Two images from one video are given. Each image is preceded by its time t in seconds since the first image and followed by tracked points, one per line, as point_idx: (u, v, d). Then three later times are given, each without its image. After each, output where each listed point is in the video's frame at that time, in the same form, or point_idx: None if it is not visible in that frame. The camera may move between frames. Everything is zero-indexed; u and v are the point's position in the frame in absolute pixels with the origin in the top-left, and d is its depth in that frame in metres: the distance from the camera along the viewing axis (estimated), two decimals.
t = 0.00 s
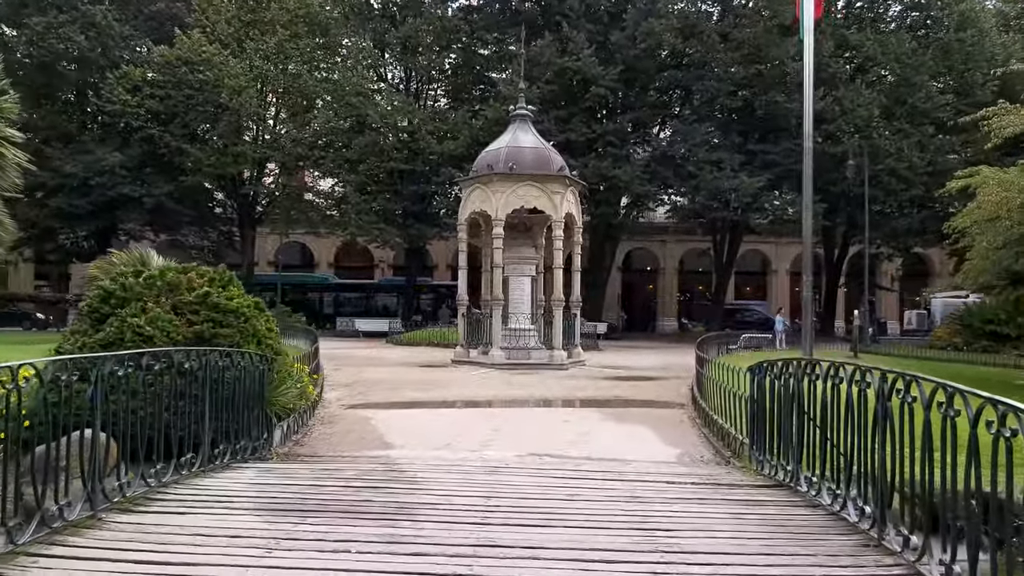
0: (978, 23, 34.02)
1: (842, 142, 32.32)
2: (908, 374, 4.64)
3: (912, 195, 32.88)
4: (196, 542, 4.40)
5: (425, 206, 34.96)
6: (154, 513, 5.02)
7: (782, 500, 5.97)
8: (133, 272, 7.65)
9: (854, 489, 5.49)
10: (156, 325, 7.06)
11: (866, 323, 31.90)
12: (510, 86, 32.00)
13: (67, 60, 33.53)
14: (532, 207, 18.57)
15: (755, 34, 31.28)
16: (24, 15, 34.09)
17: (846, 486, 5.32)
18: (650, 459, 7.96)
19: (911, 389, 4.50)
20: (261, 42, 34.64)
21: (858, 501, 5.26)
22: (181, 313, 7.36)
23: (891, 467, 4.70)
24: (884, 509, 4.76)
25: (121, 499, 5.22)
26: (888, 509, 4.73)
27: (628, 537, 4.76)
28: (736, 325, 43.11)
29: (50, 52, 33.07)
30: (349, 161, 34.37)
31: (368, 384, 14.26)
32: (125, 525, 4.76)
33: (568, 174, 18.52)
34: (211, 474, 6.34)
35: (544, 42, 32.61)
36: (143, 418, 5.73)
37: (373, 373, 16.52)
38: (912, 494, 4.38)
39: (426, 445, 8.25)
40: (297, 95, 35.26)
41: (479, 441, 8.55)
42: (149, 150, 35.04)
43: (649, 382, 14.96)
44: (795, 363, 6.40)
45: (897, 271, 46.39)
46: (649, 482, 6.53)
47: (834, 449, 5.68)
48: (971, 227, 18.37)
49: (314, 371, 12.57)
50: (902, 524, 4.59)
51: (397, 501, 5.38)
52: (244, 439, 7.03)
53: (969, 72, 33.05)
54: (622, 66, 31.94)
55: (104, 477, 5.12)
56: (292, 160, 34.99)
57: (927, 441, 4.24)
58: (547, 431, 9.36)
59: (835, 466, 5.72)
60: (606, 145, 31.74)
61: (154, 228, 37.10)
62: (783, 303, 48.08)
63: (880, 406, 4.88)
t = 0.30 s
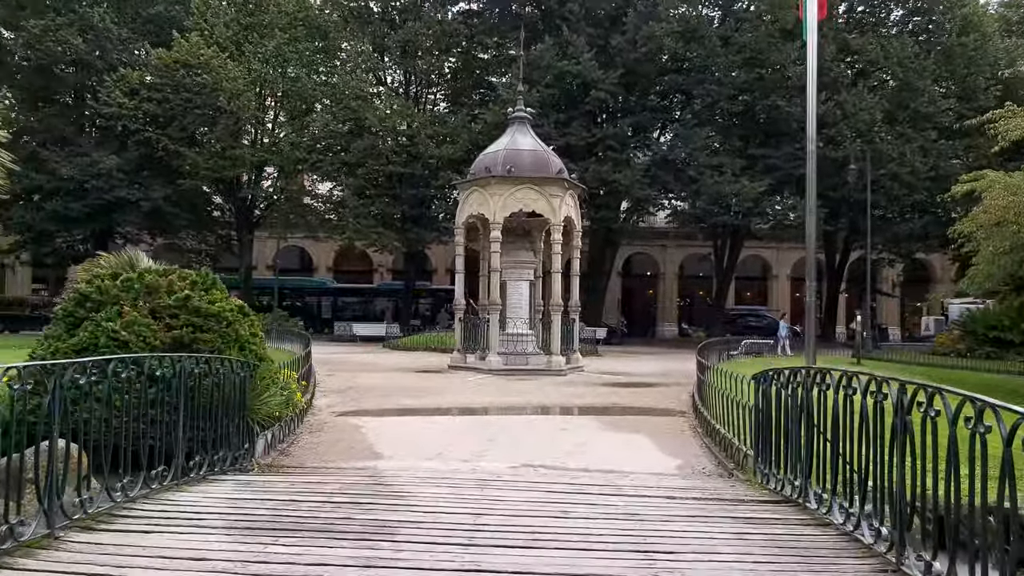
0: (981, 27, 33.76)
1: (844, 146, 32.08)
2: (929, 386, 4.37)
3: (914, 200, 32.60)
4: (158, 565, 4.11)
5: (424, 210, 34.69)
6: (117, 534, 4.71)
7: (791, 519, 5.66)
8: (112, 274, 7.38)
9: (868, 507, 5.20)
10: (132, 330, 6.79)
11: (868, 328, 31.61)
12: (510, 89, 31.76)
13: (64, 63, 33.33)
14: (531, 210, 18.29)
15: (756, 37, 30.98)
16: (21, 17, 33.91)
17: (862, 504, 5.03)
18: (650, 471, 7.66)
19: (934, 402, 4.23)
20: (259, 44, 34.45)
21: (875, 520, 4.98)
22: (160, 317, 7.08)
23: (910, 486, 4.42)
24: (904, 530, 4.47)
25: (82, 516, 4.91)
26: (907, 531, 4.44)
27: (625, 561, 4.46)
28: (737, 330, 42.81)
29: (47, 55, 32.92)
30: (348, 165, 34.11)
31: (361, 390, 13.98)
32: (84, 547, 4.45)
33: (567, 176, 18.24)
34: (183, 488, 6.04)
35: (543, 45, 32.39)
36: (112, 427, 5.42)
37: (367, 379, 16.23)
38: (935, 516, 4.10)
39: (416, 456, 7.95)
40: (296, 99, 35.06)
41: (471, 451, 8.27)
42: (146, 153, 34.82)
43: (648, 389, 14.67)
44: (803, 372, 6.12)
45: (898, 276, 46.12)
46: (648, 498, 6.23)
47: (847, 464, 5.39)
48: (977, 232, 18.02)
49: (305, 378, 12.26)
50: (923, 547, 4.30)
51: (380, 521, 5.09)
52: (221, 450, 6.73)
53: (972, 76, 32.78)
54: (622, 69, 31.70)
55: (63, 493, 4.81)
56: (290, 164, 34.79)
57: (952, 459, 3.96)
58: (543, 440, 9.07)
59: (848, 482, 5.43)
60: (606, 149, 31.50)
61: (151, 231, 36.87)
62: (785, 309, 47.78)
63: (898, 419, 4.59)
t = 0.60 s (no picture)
0: (991, 16, 33.16)
1: (851, 137, 31.57)
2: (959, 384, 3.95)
3: (921, 192, 32.10)
4: None
5: (423, 203, 34.22)
6: (71, 544, 4.31)
7: (805, 526, 5.23)
8: (85, 267, 6.98)
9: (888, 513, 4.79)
10: (106, 325, 6.37)
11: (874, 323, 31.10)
12: (511, 80, 31.26)
13: (58, 54, 32.88)
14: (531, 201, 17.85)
15: (761, 26, 30.35)
16: (15, 8, 33.49)
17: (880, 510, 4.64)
18: (653, 472, 7.23)
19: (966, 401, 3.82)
20: (257, 35, 34.02)
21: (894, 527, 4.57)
22: (136, 310, 6.67)
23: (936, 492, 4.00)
24: (929, 540, 4.06)
25: (37, 524, 4.51)
26: (932, 541, 4.05)
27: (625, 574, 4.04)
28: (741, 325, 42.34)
29: (41, 46, 32.51)
30: (346, 157, 33.62)
31: (355, 386, 13.58)
32: (33, 559, 4.05)
33: (568, 166, 17.78)
34: (155, 491, 5.64)
35: (544, 35, 31.89)
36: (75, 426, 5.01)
37: (362, 374, 15.83)
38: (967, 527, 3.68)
39: (406, 455, 7.54)
40: (293, 90, 34.58)
41: (465, 450, 7.85)
42: (142, 145, 34.41)
43: (650, 385, 14.23)
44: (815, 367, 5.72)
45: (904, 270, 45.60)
46: (651, 502, 5.80)
47: (862, 465, 5.00)
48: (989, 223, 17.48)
49: (297, 373, 11.84)
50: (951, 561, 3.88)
51: (358, 529, 4.67)
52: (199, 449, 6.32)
53: (981, 66, 32.21)
54: (625, 59, 31.22)
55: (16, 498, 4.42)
56: (289, 156, 34.37)
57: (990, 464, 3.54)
58: (541, 438, 8.65)
59: (864, 484, 5.04)
60: (608, 140, 31.02)
61: (147, 225, 36.47)
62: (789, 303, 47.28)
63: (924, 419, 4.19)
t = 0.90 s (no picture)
0: (998, 15, 32.78)
1: (856, 138, 31.25)
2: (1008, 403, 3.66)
3: (927, 193, 31.77)
4: None
5: (424, 204, 33.95)
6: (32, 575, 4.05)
7: (823, 551, 4.92)
8: (64, 266, 6.75)
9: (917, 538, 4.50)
10: (81, 331, 6.15)
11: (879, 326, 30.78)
12: (512, 80, 30.96)
13: (57, 54, 32.65)
14: (532, 202, 17.56)
15: (765, 25, 29.86)
16: (14, 7, 33.29)
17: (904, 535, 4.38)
18: (658, 485, 6.95)
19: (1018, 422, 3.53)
20: (257, 35, 33.79)
21: (927, 554, 4.28)
22: (115, 314, 6.41)
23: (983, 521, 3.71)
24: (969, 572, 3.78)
25: None
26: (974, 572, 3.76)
27: None
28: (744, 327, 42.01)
29: (39, 45, 32.29)
30: (347, 157, 33.32)
31: (352, 391, 13.32)
32: None
33: (570, 167, 17.47)
34: (128, 510, 5.36)
35: (546, 34, 31.60)
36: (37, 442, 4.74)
37: (361, 379, 15.56)
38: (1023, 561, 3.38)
39: (401, 468, 7.26)
40: (294, 91, 34.25)
41: (463, 461, 7.57)
42: (141, 146, 34.17)
43: (653, 390, 13.93)
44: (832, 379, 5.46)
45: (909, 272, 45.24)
46: (656, 521, 5.51)
47: (886, 485, 4.73)
48: (998, 225, 17.11)
49: (292, 378, 11.57)
50: None
51: (342, 559, 4.40)
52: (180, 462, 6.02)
53: (988, 66, 31.88)
54: (628, 59, 30.92)
55: None
56: (289, 157, 34.12)
57: None
58: (542, 447, 8.37)
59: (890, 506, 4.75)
60: (611, 141, 30.74)
61: (146, 226, 36.26)
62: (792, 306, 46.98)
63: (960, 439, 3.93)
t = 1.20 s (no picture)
0: (1009, 9, 32.30)
1: (865, 135, 30.79)
2: None
3: (936, 190, 31.30)
4: None
5: (427, 201, 33.57)
6: None
7: (857, 566, 4.49)
8: (41, 257, 6.39)
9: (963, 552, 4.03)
10: (55, 327, 5.77)
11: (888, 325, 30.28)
12: (516, 75, 30.56)
13: (57, 49, 32.32)
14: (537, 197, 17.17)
15: (773, 19, 29.16)
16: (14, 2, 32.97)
17: (940, 548, 4.00)
18: (670, 491, 6.57)
19: None
20: (258, 29, 33.44)
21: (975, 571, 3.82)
22: (94, 308, 6.07)
23: None
24: None
25: None
26: None
27: None
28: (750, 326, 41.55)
29: (38, 40, 31.88)
30: (349, 154, 32.92)
31: (351, 390, 12.93)
32: None
33: (575, 161, 17.08)
34: (100, 518, 4.95)
35: (550, 28, 31.20)
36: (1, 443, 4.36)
37: (360, 377, 15.17)
38: None
39: (398, 472, 6.87)
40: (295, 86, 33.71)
41: (464, 464, 7.17)
42: (141, 141, 33.80)
43: (661, 389, 13.53)
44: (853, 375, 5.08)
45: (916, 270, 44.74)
46: (672, 533, 5.10)
47: (920, 495, 4.34)
48: (1015, 220, 16.63)
49: (288, 377, 11.19)
50: None
51: None
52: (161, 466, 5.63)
53: (999, 61, 31.40)
54: (633, 54, 30.52)
55: None
56: (290, 154, 33.76)
57: None
58: (546, 449, 7.97)
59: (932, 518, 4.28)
60: (616, 137, 30.31)
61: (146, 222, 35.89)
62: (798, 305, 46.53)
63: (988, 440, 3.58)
